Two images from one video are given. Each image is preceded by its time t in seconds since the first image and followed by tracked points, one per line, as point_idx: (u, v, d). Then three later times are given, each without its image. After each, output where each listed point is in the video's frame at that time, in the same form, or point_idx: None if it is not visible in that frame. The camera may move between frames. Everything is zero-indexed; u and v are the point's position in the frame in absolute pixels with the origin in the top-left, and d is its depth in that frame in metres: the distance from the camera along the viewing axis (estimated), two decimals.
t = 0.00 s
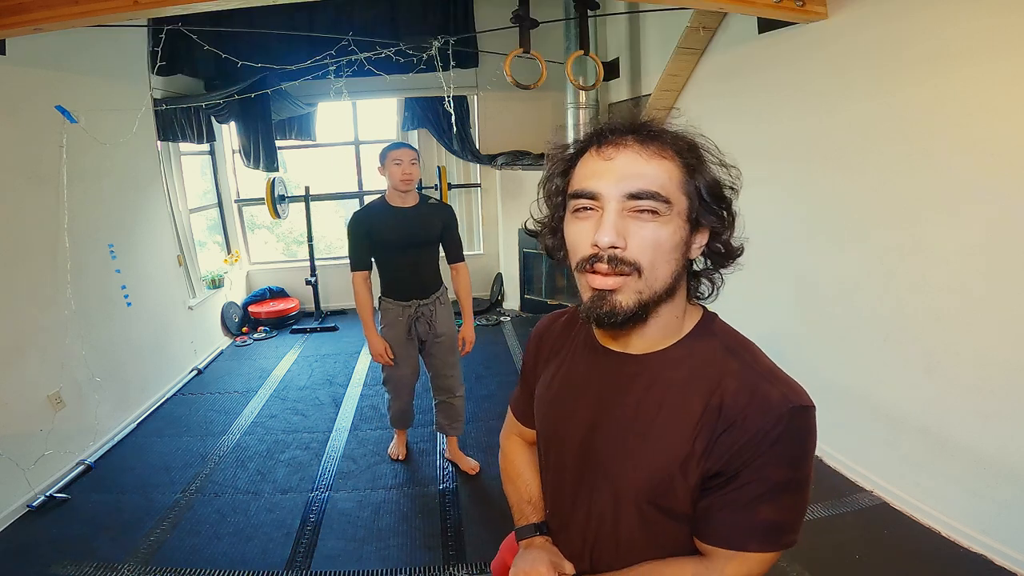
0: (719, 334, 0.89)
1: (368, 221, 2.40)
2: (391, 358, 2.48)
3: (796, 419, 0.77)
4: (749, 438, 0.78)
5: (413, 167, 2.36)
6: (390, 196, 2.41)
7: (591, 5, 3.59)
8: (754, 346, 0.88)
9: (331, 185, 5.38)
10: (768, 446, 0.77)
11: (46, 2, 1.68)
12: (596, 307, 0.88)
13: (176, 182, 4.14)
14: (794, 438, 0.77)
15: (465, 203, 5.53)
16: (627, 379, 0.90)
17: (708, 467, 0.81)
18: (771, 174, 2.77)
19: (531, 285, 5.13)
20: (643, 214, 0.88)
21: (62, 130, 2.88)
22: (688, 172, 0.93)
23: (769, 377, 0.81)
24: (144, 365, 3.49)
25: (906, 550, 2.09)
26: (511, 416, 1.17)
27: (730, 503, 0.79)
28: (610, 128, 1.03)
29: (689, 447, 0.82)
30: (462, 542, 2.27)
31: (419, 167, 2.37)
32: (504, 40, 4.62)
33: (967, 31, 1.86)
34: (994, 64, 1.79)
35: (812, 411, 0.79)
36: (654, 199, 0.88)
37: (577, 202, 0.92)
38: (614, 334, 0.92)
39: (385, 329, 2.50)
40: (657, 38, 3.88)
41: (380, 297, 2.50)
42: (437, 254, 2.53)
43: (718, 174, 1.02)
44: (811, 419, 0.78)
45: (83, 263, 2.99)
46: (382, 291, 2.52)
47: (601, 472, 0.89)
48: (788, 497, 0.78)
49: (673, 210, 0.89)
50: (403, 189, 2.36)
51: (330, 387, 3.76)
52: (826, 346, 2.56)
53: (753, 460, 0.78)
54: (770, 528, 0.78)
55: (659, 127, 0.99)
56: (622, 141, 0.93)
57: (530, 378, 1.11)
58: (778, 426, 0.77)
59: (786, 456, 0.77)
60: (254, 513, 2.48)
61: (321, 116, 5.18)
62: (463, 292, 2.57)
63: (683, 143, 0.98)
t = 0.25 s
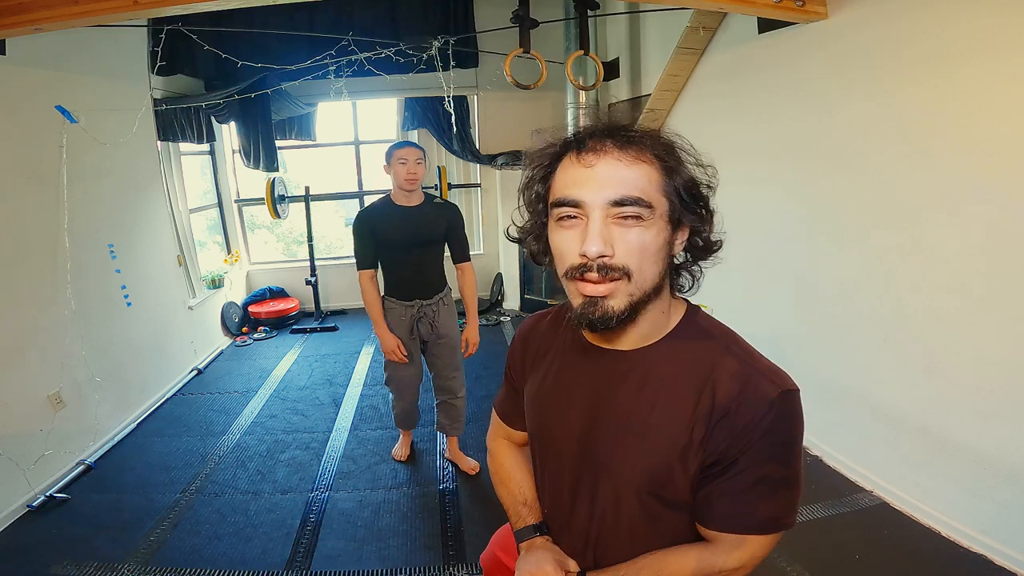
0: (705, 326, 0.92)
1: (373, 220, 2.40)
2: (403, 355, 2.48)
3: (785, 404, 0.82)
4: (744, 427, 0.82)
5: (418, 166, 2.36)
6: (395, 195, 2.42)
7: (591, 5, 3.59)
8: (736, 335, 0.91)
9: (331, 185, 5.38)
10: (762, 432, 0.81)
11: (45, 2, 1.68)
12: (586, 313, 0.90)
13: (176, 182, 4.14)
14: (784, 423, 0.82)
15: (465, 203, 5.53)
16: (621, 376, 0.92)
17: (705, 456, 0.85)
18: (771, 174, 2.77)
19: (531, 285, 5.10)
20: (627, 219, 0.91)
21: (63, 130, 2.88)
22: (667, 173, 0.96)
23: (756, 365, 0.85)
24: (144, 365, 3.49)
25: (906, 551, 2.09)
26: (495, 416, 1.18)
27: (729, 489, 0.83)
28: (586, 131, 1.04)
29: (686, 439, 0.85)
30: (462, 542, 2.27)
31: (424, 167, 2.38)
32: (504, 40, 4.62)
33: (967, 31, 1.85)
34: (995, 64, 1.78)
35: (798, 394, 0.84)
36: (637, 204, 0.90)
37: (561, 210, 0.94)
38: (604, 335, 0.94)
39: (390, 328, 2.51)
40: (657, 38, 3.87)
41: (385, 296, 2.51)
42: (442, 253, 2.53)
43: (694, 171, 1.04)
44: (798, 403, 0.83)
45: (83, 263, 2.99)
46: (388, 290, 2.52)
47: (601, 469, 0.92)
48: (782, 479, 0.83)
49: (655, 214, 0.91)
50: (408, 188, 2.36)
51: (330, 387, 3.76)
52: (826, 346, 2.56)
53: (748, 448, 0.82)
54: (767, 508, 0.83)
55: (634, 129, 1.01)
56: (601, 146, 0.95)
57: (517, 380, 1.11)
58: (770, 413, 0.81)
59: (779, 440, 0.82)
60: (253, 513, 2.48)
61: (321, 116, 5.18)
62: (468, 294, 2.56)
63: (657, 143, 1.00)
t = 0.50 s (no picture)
0: (689, 318, 0.93)
1: (367, 218, 2.40)
2: (389, 354, 2.49)
3: (770, 389, 0.82)
4: (732, 415, 0.82)
5: (414, 165, 2.37)
6: (390, 194, 2.41)
7: (591, 5, 3.59)
8: (719, 325, 0.92)
9: (331, 185, 5.38)
10: (751, 420, 0.82)
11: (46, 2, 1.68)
12: (571, 312, 0.91)
13: (176, 182, 4.14)
14: (771, 408, 0.82)
15: (465, 204, 5.53)
16: (611, 371, 0.93)
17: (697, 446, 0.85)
18: (771, 173, 2.77)
19: (531, 285, 5.06)
20: (606, 219, 0.90)
21: (63, 130, 2.88)
22: (644, 173, 0.96)
23: (741, 351, 0.85)
24: (144, 365, 3.49)
25: (906, 551, 2.09)
26: (486, 419, 1.18)
27: (722, 476, 0.84)
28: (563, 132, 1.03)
29: (677, 430, 0.86)
30: (462, 542, 2.27)
31: (419, 166, 2.38)
32: (504, 40, 4.62)
33: (967, 31, 1.85)
34: (996, 63, 1.78)
35: (783, 379, 0.84)
36: (616, 206, 0.90)
37: (542, 214, 0.94)
38: (590, 333, 0.95)
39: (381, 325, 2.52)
40: (657, 38, 3.87)
41: (377, 293, 2.51)
42: (436, 253, 2.54)
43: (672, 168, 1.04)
44: (782, 386, 0.83)
45: (82, 263, 2.99)
46: (381, 287, 2.52)
47: (596, 466, 0.92)
48: (773, 463, 0.83)
49: (634, 214, 0.91)
50: (404, 187, 2.36)
51: (330, 387, 3.76)
52: (826, 346, 2.56)
53: (738, 435, 0.82)
54: (761, 493, 0.83)
55: (610, 130, 1.01)
56: (578, 149, 0.95)
57: (507, 383, 1.11)
58: (757, 399, 0.81)
59: (768, 426, 0.82)
60: (253, 513, 2.48)
61: (321, 116, 5.19)
62: (460, 293, 2.56)
63: (632, 140, 1.00)
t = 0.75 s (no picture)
0: (683, 315, 0.93)
1: (359, 218, 2.41)
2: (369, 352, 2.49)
3: (763, 385, 0.82)
4: (727, 413, 0.82)
5: (406, 167, 2.36)
6: (383, 195, 2.41)
7: (591, 5, 3.59)
8: (712, 322, 0.92)
9: (331, 185, 5.38)
10: (745, 415, 0.82)
11: (46, 2, 1.68)
12: (565, 314, 0.91)
13: (177, 182, 4.14)
14: (765, 404, 0.82)
15: (465, 203, 5.53)
16: (606, 370, 0.93)
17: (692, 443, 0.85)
18: (771, 174, 2.77)
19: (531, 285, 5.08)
20: (596, 219, 0.91)
21: (62, 130, 2.88)
22: (633, 172, 0.96)
23: (734, 350, 0.86)
24: (144, 365, 3.49)
25: (906, 551, 2.09)
26: (484, 420, 1.18)
27: (718, 473, 0.83)
28: (551, 134, 1.04)
29: (672, 428, 0.86)
30: (462, 541, 2.27)
31: (413, 167, 2.37)
32: (504, 39, 4.62)
33: (968, 31, 1.85)
34: (997, 62, 1.78)
35: (776, 374, 0.84)
36: (606, 206, 0.90)
37: (533, 217, 0.94)
38: (583, 332, 0.96)
39: (369, 323, 2.51)
40: (657, 38, 3.88)
41: (367, 291, 2.51)
42: (427, 253, 2.55)
43: (661, 165, 1.05)
44: (776, 383, 0.83)
45: (82, 263, 2.99)
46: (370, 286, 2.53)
47: (592, 464, 0.92)
48: (768, 459, 0.83)
49: (624, 213, 0.92)
50: (397, 189, 2.36)
51: (330, 387, 3.76)
52: (826, 346, 2.56)
53: (733, 432, 0.82)
54: (757, 489, 0.83)
55: (597, 130, 1.01)
56: (566, 151, 0.95)
57: (504, 383, 1.12)
58: (750, 395, 0.81)
59: (762, 421, 0.82)
60: (254, 513, 2.49)
61: (321, 117, 5.19)
62: (449, 290, 2.56)
63: (620, 139, 1.00)
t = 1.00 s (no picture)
0: (691, 317, 0.93)
1: (353, 219, 2.40)
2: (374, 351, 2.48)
3: (771, 392, 0.82)
4: (732, 418, 0.82)
5: (400, 169, 2.36)
6: (377, 196, 2.41)
7: (591, 5, 3.60)
8: (721, 325, 0.92)
9: (331, 185, 5.38)
10: (751, 421, 0.82)
11: (46, 3, 1.68)
12: (568, 307, 0.91)
13: (177, 182, 4.14)
14: (772, 411, 0.82)
15: (465, 203, 5.53)
16: (611, 370, 0.93)
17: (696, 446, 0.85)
18: (771, 174, 2.77)
19: (531, 285, 5.09)
20: (600, 213, 0.91)
21: (62, 130, 2.88)
22: (638, 166, 0.96)
23: (742, 354, 0.85)
24: (144, 365, 3.50)
25: (906, 551, 2.09)
26: (486, 417, 1.18)
27: (720, 477, 0.84)
28: (559, 130, 1.05)
29: (676, 430, 0.86)
30: (462, 541, 2.27)
31: (407, 169, 2.37)
32: (504, 39, 4.62)
33: (968, 31, 1.85)
34: (997, 62, 1.78)
35: (784, 381, 0.84)
36: (609, 198, 0.90)
37: (538, 210, 0.95)
38: (587, 328, 0.96)
39: (366, 322, 2.50)
40: (657, 38, 3.88)
41: (362, 290, 2.50)
42: (420, 254, 2.55)
43: (668, 162, 1.05)
44: (783, 390, 0.83)
45: (82, 263, 2.99)
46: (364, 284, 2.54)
47: (593, 464, 0.92)
48: (771, 465, 0.83)
49: (628, 206, 0.92)
50: (391, 190, 2.36)
51: (330, 387, 3.76)
52: (826, 346, 2.56)
53: (737, 437, 0.82)
54: (759, 495, 0.83)
55: (604, 128, 1.02)
56: (570, 145, 0.96)
57: (507, 379, 1.11)
58: (758, 401, 0.81)
59: (767, 428, 0.82)
60: (253, 513, 2.48)
61: (321, 117, 5.19)
62: (444, 287, 2.57)
63: (627, 137, 1.01)
